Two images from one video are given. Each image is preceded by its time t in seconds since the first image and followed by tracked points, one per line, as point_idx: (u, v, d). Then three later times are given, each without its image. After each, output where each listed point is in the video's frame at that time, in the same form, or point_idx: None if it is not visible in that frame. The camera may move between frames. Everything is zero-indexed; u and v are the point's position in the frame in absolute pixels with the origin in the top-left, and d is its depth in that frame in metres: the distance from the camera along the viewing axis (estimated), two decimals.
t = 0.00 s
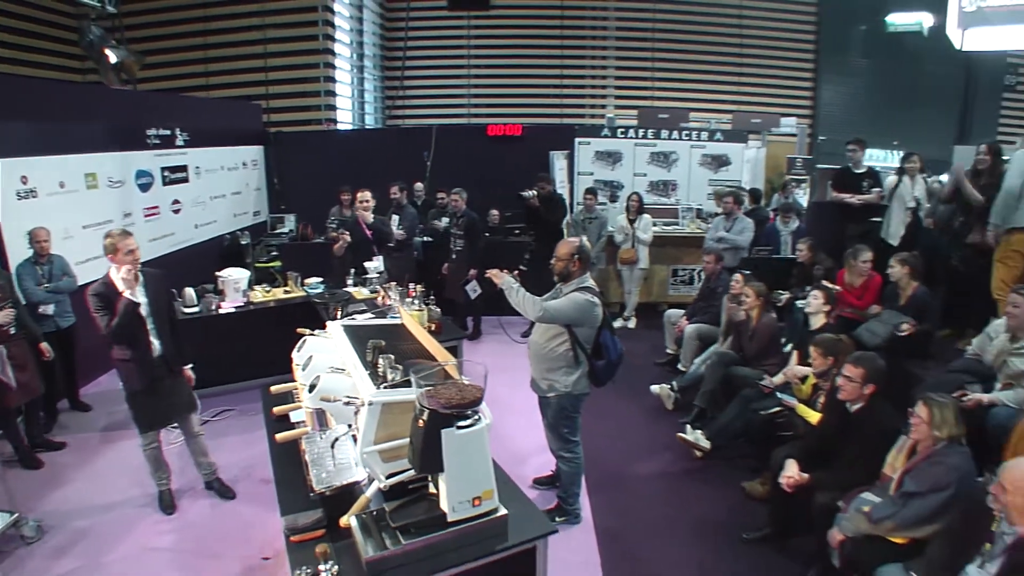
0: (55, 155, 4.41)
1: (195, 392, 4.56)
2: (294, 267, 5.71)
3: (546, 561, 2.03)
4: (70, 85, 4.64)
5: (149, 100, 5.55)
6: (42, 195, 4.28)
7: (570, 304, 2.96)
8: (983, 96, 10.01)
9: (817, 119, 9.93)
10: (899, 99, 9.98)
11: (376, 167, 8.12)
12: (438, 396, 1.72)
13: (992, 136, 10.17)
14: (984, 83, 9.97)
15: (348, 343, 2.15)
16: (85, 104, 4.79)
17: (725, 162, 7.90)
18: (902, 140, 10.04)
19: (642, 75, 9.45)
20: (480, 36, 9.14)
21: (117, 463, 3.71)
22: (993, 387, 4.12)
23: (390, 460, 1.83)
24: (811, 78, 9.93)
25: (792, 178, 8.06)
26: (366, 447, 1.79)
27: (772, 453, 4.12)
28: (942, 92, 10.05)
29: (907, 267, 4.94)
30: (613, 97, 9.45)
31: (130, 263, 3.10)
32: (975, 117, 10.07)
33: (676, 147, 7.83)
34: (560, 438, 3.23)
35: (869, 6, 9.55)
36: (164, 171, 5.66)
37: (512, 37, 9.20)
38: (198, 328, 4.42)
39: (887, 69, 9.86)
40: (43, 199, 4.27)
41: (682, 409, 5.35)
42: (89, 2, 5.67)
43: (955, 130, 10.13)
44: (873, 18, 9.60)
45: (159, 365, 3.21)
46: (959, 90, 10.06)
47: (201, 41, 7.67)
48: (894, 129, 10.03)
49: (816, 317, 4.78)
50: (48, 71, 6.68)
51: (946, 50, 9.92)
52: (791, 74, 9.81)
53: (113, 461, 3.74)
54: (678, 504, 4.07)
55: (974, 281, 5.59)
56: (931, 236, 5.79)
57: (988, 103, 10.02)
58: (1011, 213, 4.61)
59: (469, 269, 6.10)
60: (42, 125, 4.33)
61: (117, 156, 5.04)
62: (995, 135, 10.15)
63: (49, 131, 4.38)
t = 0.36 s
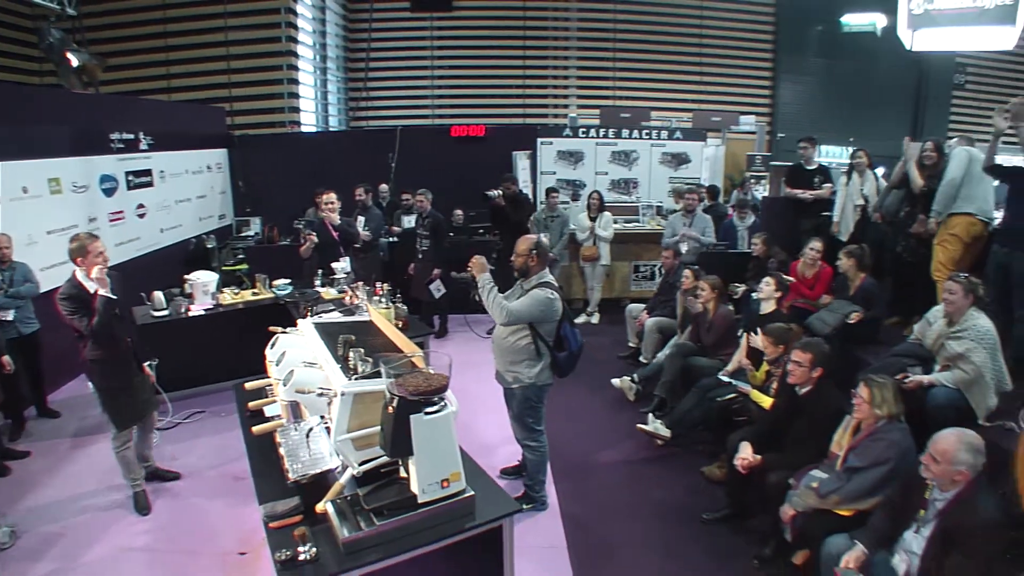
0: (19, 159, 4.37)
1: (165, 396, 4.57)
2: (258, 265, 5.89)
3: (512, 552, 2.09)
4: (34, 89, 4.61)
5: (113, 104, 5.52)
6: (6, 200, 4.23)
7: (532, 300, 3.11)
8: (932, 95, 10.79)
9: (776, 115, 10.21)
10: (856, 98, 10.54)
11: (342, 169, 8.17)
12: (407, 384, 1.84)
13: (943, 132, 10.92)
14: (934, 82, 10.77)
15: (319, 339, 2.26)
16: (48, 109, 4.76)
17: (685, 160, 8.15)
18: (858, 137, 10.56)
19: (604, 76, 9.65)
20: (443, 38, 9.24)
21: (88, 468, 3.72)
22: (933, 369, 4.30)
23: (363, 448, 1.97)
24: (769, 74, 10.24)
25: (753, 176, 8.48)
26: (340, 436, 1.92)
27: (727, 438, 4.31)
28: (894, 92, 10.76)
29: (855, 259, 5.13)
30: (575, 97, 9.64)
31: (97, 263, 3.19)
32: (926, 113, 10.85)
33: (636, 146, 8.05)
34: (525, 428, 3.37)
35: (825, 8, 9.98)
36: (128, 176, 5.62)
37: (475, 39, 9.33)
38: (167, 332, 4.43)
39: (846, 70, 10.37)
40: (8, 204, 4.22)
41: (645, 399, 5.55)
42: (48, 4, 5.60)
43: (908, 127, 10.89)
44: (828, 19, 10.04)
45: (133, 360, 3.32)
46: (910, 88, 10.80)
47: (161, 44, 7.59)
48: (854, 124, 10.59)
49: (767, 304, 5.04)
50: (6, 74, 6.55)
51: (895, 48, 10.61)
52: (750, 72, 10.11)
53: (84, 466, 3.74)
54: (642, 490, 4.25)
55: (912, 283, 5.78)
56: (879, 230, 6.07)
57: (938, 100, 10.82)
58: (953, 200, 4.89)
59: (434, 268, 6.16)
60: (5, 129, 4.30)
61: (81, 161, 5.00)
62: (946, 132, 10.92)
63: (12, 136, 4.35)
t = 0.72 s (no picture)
0: None
1: (141, 397, 4.59)
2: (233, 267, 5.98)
3: (485, 533, 2.20)
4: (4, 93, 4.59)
5: (83, 107, 5.49)
6: None
7: (503, 297, 3.24)
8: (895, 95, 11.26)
9: (744, 113, 10.43)
10: (822, 97, 10.87)
11: (313, 171, 8.22)
12: (382, 374, 1.95)
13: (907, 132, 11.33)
14: (898, 83, 11.25)
15: (296, 334, 2.36)
16: (18, 113, 4.73)
17: (653, 158, 8.35)
18: (825, 135, 10.94)
19: (574, 77, 9.82)
20: (414, 39, 9.30)
21: (67, 471, 3.75)
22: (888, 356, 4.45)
23: (341, 437, 2.07)
24: (737, 72, 10.48)
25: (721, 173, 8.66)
26: (318, 425, 2.03)
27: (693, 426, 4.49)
28: (856, 92, 11.13)
29: (815, 253, 5.31)
30: (546, 98, 9.80)
31: (78, 262, 3.34)
32: (889, 112, 11.29)
33: (605, 145, 8.22)
34: (498, 419, 3.50)
35: (791, 8, 10.33)
36: (99, 179, 5.58)
37: (444, 40, 9.41)
38: (142, 334, 4.46)
39: (811, 70, 10.70)
40: None
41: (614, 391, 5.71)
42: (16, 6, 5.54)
43: (872, 127, 11.34)
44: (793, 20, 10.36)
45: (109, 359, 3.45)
46: (874, 88, 11.27)
47: (130, 46, 7.46)
48: (820, 123, 10.92)
49: (733, 298, 5.20)
50: None
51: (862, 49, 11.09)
52: (716, 71, 10.35)
53: (62, 468, 3.77)
54: (612, 478, 4.40)
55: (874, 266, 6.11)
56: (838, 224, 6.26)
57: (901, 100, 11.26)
58: (907, 195, 5.15)
59: (407, 267, 6.24)
60: None
61: (51, 164, 4.97)
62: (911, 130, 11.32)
63: None
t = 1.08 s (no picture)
0: None
1: (119, 399, 4.61)
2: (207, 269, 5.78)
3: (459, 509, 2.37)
4: None
5: (53, 108, 5.43)
6: None
7: (476, 292, 3.35)
8: (864, 96, 11.51)
9: (714, 112, 10.69)
10: (791, 95, 11.10)
11: (287, 172, 8.30)
12: (358, 364, 2.06)
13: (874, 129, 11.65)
14: (865, 85, 11.47)
15: (274, 330, 2.49)
16: None
17: (624, 157, 8.52)
18: (795, 132, 11.23)
19: (546, 77, 9.96)
20: (387, 40, 9.34)
21: (45, 472, 3.77)
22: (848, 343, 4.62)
23: (319, 427, 2.19)
24: (707, 71, 10.69)
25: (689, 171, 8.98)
26: (297, 415, 2.16)
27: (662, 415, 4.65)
28: (824, 90, 11.38)
29: (780, 246, 5.38)
30: (518, 98, 9.94)
31: (59, 261, 3.48)
32: (857, 110, 11.55)
33: (576, 144, 8.37)
34: (472, 411, 3.61)
35: (758, 9, 10.58)
36: (72, 182, 5.54)
37: (416, 41, 9.46)
38: (119, 335, 4.51)
39: (778, 68, 10.91)
40: None
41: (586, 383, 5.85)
42: None
43: (841, 124, 11.60)
44: (762, 19, 10.63)
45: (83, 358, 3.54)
46: (841, 88, 11.54)
47: (100, 48, 7.24)
48: (788, 121, 11.18)
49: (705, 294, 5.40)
50: None
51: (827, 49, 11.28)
52: (687, 70, 10.54)
53: (41, 470, 3.79)
54: (585, 467, 4.54)
55: (838, 263, 6.10)
56: (802, 219, 6.25)
57: (869, 101, 11.53)
58: (867, 189, 5.31)
59: (380, 266, 6.33)
60: None
61: (24, 167, 4.93)
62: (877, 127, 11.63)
63: None
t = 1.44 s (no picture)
0: None
1: (98, 400, 4.63)
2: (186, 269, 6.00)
3: (437, 497, 2.46)
4: None
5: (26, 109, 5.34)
6: None
7: (451, 289, 3.44)
8: (834, 95, 11.78)
9: (688, 111, 10.88)
10: (762, 94, 11.35)
11: (261, 173, 8.33)
12: (337, 356, 2.17)
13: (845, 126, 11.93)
14: (835, 83, 11.75)
15: (255, 327, 2.61)
16: None
17: (598, 156, 8.67)
18: (767, 131, 11.46)
19: (521, 77, 10.07)
20: (362, 40, 9.36)
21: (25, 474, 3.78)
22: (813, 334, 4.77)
23: (299, 418, 2.32)
24: (681, 71, 10.89)
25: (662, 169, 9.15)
26: (277, 406, 2.28)
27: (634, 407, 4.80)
28: (793, 88, 11.63)
29: (752, 241, 5.45)
30: (493, 98, 10.03)
31: (36, 261, 3.52)
32: (829, 107, 11.80)
33: (550, 144, 8.49)
34: (449, 404, 3.70)
35: (730, 9, 10.79)
36: (46, 184, 5.47)
37: (392, 42, 9.50)
38: (98, 337, 4.53)
39: (750, 68, 11.14)
40: None
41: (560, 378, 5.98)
42: None
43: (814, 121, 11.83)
44: (736, 19, 10.85)
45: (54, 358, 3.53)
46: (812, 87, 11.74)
47: (73, 48, 6.99)
48: (760, 120, 11.42)
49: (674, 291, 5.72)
50: None
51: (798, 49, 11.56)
52: (661, 69, 10.72)
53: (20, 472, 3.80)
54: (562, 459, 4.67)
55: (805, 256, 6.23)
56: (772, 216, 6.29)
57: (840, 100, 11.80)
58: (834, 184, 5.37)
59: (357, 266, 6.40)
60: None
61: None
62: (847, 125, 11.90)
63: None
